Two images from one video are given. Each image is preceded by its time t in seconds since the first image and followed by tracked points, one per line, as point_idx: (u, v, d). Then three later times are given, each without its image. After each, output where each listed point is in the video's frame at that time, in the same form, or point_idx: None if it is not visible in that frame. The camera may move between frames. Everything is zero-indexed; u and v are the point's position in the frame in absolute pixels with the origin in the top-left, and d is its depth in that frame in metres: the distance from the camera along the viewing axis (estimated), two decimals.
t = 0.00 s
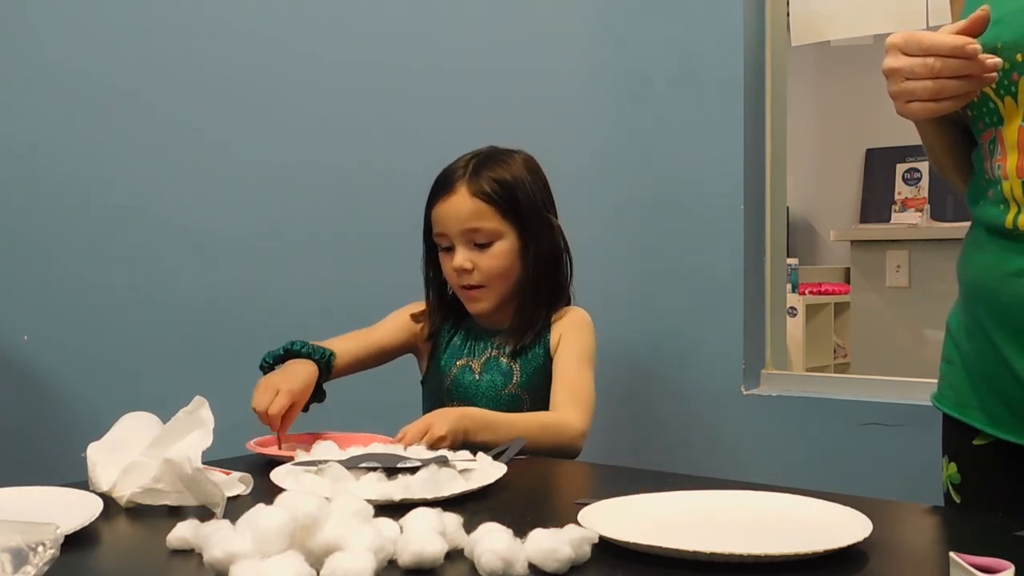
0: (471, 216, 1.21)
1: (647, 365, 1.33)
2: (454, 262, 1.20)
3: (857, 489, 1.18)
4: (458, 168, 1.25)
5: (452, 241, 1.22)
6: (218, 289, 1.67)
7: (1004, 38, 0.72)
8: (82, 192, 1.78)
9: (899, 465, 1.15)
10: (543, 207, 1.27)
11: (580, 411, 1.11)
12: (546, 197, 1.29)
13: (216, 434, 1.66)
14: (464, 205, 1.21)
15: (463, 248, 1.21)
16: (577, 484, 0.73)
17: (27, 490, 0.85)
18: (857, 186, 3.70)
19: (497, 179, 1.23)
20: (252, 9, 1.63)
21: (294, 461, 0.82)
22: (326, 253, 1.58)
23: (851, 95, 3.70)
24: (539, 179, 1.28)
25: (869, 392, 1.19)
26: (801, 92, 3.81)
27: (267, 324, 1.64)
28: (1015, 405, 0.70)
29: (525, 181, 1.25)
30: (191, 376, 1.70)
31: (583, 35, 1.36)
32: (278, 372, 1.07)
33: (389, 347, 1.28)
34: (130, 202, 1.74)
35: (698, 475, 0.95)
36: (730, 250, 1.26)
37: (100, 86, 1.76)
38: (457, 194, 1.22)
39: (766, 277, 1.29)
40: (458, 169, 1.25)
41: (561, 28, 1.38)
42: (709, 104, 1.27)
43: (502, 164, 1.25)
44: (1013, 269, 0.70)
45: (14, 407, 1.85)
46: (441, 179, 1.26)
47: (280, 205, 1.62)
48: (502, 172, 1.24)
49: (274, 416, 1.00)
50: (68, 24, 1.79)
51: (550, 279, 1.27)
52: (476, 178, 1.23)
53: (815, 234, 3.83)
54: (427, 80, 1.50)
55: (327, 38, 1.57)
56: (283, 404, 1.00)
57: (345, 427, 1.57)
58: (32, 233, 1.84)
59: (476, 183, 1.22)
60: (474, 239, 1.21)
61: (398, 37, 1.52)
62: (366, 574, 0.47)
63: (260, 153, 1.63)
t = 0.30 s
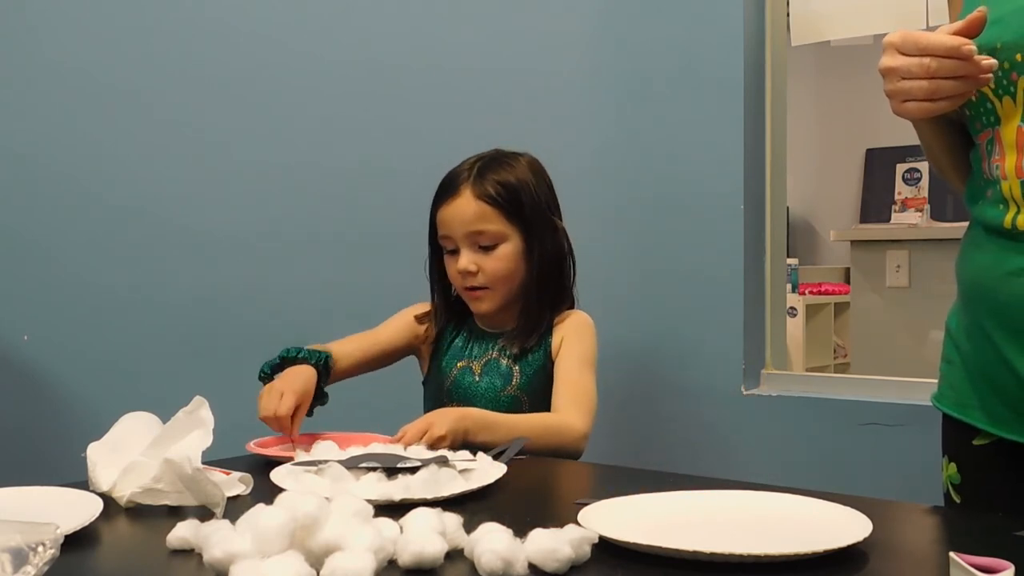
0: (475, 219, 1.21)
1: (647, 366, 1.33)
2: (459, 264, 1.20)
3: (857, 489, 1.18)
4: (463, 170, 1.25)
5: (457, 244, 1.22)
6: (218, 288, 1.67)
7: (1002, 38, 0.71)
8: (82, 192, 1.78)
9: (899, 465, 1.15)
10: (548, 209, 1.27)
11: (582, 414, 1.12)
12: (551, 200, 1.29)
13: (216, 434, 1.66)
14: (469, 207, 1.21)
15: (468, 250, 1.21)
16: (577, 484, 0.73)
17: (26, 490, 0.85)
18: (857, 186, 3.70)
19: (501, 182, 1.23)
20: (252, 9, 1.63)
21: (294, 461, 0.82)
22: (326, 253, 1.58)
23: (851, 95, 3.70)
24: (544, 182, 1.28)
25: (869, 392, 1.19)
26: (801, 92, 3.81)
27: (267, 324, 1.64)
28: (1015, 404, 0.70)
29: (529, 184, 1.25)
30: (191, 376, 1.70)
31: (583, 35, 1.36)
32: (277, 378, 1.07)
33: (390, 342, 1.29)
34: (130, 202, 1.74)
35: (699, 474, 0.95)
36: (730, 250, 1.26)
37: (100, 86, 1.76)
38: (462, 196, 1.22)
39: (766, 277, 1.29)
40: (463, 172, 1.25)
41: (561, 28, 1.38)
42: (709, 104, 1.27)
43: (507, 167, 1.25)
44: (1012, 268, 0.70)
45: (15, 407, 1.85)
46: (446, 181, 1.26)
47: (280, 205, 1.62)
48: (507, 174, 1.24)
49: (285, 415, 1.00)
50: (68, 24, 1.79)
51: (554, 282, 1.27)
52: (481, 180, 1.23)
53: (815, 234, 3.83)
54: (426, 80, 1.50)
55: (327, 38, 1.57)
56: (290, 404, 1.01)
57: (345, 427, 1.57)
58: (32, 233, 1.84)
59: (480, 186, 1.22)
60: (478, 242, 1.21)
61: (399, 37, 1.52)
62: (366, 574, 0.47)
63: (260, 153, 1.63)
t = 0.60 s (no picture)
0: (476, 221, 1.21)
1: (647, 365, 1.33)
2: (460, 266, 1.20)
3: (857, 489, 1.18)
4: (465, 172, 1.25)
5: (458, 246, 1.22)
6: (218, 288, 1.67)
7: (1002, 39, 0.70)
8: (82, 192, 1.78)
9: (898, 465, 1.15)
10: (549, 212, 1.27)
11: (581, 416, 1.12)
12: (552, 202, 1.28)
13: (216, 434, 1.66)
14: (470, 210, 1.21)
15: (469, 252, 1.21)
16: (576, 484, 0.73)
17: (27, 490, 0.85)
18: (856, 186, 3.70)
19: (503, 184, 1.23)
20: (252, 9, 1.63)
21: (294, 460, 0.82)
22: (326, 252, 1.58)
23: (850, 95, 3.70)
24: (546, 184, 1.28)
25: (869, 392, 1.19)
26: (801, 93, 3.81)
27: (267, 324, 1.64)
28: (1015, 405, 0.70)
29: (531, 186, 1.25)
30: (191, 376, 1.70)
31: (583, 35, 1.36)
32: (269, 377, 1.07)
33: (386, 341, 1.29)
34: (131, 201, 1.74)
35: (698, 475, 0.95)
36: (730, 250, 1.26)
37: (101, 87, 1.76)
38: (464, 199, 1.23)
39: (767, 277, 1.29)
40: (464, 174, 1.25)
41: (561, 28, 1.38)
42: (709, 104, 1.27)
43: (508, 169, 1.25)
44: (1009, 269, 0.70)
45: (15, 407, 1.85)
46: (448, 183, 1.26)
47: (280, 205, 1.62)
48: (508, 177, 1.24)
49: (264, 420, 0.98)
50: (68, 24, 1.79)
51: (554, 284, 1.27)
52: (482, 183, 1.23)
53: (815, 234, 3.83)
54: (427, 80, 1.50)
55: (326, 38, 1.57)
56: (273, 408, 1.00)
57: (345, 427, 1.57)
58: (32, 233, 1.84)
59: (481, 188, 1.22)
60: (479, 244, 1.21)
61: (399, 37, 1.52)
62: (366, 574, 0.47)
63: (260, 153, 1.63)
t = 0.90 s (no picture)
0: (475, 223, 1.22)
1: (647, 366, 1.34)
2: (460, 267, 1.22)
3: (858, 489, 1.18)
4: (466, 173, 1.26)
5: (459, 246, 1.24)
6: (218, 288, 1.67)
7: (1008, 36, 0.63)
8: (82, 191, 1.78)
9: (899, 465, 1.15)
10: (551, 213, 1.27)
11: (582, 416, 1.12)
12: (554, 202, 1.28)
13: (216, 434, 1.66)
14: (469, 210, 1.23)
15: (469, 253, 1.23)
16: (575, 484, 0.73)
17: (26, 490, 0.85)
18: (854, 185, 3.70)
19: (503, 186, 1.24)
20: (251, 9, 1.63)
21: (294, 460, 0.82)
22: (326, 252, 1.58)
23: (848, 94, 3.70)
24: (547, 185, 1.28)
25: (869, 392, 1.19)
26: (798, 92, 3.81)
27: (267, 324, 1.64)
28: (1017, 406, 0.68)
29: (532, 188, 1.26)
30: (192, 376, 1.70)
31: (583, 35, 1.36)
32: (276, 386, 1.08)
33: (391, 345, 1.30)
34: (131, 201, 1.74)
35: (699, 475, 0.95)
36: (730, 250, 1.26)
37: (100, 86, 1.76)
38: (463, 200, 1.24)
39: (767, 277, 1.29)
40: (465, 175, 1.26)
41: (561, 28, 1.38)
42: (709, 103, 1.27)
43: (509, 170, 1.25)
44: (1011, 270, 0.66)
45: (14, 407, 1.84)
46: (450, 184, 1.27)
47: (281, 205, 1.62)
48: (509, 178, 1.25)
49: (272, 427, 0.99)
50: (67, 23, 1.78)
51: (556, 285, 1.28)
52: (482, 184, 1.24)
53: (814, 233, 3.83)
54: (426, 80, 1.50)
55: (326, 38, 1.57)
56: (279, 412, 1.01)
57: (346, 426, 1.57)
58: (31, 233, 1.83)
59: (481, 190, 1.23)
60: (479, 244, 1.23)
61: (398, 37, 1.52)
62: (367, 574, 0.47)
63: (259, 153, 1.63)
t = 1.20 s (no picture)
0: (482, 221, 1.22)
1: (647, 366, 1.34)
2: (466, 265, 1.22)
3: (857, 489, 1.18)
4: (472, 172, 1.26)
5: (465, 244, 1.23)
6: (218, 288, 1.67)
7: (1008, 42, 0.62)
8: (82, 192, 1.78)
9: (899, 465, 1.15)
10: (556, 213, 1.27)
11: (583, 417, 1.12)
12: (559, 203, 1.28)
13: (216, 434, 1.66)
14: (477, 208, 1.22)
15: (475, 251, 1.22)
16: (575, 484, 0.73)
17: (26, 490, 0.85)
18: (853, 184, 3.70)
19: (510, 185, 1.24)
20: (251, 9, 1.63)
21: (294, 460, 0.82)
22: (325, 252, 1.58)
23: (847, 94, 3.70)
24: (553, 185, 1.28)
25: (869, 392, 1.19)
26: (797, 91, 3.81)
27: (267, 325, 1.64)
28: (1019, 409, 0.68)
29: (538, 187, 1.26)
30: (192, 376, 1.70)
31: (583, 36, 1.36)
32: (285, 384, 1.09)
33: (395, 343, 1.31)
34: (131, 201, 1.74)
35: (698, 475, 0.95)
36: (730, 250, 1.26)
37: (99, 86, 1.76)
38: (470, 198, 1.23)
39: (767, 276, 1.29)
40: (472, 173, 1.25)
41: (561, 28, 1.38)
42: (709, 104, 1.27)
43: (516, 170, 1.25)
44: (1016, 271, 0.66)
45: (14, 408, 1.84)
46: (455, 183, 1.27)
47: (281, 205, 1.62)
48: (516, 177, 1.25)
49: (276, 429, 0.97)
50: (67, 23, 1.78)
51: (560, 286, 1.28)
52: (490, 182, 1.23)
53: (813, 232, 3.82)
54: (427, 80, 1.50)
55: (326, 38, 1.57)
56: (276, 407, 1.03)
57: (346, 426, 1.57)
58: (31, 233, 1.83)
59: (489, 188, 1.23)
60: (485, 242, 1.22)
61: (399, 37, 1.52)
62: (367, 574, 0.47)
63: (260, 153, 1.63)
